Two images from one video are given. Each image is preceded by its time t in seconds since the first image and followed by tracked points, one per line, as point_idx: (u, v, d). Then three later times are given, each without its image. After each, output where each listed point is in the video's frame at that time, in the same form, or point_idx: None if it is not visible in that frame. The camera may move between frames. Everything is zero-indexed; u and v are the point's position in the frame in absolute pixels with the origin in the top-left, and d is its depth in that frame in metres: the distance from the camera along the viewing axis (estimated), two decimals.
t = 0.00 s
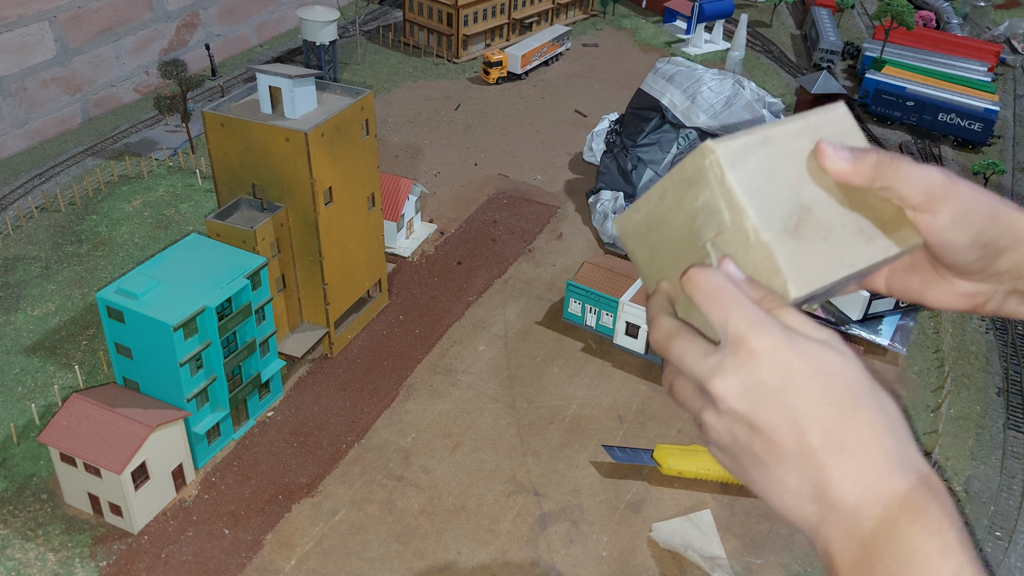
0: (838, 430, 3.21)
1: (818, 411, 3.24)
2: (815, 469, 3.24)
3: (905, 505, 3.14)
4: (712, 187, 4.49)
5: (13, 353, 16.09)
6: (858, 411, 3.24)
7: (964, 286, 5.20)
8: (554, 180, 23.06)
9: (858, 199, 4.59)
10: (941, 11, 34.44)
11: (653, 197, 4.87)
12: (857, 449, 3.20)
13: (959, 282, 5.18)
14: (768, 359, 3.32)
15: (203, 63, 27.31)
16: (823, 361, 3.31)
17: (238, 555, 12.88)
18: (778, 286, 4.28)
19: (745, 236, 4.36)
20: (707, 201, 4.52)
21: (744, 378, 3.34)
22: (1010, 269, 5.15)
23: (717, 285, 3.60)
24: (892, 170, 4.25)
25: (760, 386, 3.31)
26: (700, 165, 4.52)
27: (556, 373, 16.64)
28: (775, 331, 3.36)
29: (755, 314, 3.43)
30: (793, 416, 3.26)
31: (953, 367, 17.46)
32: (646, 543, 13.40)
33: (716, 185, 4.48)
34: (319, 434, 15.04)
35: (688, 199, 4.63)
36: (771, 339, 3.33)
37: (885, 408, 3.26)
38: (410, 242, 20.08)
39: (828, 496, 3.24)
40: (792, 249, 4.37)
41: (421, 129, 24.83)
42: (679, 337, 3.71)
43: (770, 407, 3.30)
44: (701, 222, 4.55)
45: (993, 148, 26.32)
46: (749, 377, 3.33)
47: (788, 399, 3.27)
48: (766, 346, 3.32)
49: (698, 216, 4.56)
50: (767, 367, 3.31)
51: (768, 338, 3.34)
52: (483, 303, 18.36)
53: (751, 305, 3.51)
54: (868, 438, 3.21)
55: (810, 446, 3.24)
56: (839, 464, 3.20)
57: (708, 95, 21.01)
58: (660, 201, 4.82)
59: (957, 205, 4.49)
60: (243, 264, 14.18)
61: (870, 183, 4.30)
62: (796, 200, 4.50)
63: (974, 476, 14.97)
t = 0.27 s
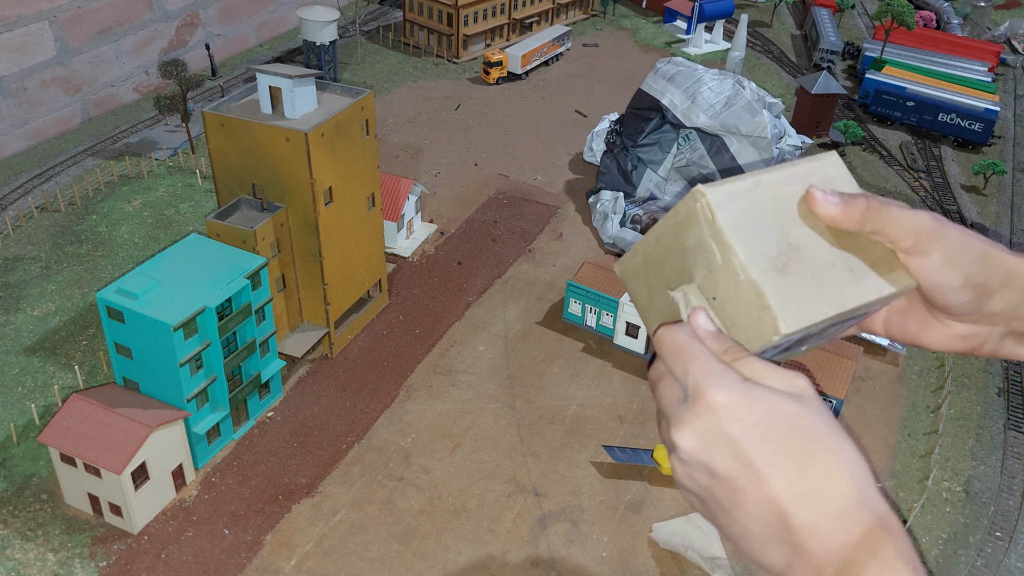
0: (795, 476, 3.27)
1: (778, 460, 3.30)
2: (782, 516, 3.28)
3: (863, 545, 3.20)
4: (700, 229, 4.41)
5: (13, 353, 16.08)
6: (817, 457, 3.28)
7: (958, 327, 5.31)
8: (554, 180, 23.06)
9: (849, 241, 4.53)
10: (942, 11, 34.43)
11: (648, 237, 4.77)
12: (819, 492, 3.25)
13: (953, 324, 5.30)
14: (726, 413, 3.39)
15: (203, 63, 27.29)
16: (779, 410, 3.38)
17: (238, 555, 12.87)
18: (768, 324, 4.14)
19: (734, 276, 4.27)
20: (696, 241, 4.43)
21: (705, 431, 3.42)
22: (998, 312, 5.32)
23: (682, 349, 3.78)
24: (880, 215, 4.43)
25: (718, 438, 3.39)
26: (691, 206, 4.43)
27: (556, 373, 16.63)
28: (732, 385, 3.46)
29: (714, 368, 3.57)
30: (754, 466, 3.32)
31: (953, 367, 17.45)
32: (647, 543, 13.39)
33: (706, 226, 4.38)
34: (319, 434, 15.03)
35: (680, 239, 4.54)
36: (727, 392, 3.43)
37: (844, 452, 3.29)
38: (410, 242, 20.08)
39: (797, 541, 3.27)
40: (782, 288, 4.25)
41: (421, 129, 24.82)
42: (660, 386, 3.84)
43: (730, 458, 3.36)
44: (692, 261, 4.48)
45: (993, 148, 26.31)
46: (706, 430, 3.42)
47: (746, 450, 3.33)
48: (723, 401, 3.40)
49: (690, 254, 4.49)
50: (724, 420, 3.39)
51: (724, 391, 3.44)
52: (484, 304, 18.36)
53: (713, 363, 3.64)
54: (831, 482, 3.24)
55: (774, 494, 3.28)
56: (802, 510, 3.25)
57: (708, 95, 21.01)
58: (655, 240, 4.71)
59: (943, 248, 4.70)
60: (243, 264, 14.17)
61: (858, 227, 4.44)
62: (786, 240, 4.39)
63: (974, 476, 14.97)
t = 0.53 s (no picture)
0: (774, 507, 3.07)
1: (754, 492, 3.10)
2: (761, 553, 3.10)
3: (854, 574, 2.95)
4: (717, 235, 4.18)
5: (13, 353, 16.08)
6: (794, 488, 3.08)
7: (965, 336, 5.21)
8: (554, 180, 23.05)
9: (864, 248, 4.34)
10: (942, 11, 34.44)
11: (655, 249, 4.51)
12: (797, 523, 3.05)
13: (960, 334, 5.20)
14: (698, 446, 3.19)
15: (203, 63, 27.30)
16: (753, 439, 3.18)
17: (238, 555, 12.87)
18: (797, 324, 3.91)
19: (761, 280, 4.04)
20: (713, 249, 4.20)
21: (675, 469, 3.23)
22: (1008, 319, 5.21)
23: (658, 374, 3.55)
24: (891, 221, 4.26)
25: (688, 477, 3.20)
26: (708, 211, 4.20)
27: (556, 373, 16.62)
28: (699, 419, 3.26)
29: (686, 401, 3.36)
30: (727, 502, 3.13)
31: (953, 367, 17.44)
32: (647, 543, 13.39)
33: (723, 232, 4.16)
34: (319, 434, 15.03)
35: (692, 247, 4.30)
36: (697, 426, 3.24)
37: (829, 475, 3.08)
38: (410, 242, 20.07)
39: None
40: (809, 291, 4.02)
41: (421, 129, 24.82)
42: (635, 416, 3.65)
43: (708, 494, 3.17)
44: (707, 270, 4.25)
45: (994, 148, 26.31)
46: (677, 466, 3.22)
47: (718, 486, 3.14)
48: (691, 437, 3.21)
49: (704, 262, 4.25)
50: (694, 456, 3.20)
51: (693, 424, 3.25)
52: (484, 304, 18.35)
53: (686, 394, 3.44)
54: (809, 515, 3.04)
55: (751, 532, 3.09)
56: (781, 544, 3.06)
57: (708, 95, 21.01)
58: (664, 251, 4.42)
59: (948, 258, 4.58)
60: (243, 264, 14.17)
61: (872, 233, 4.28)
62: (803, 245, 4.19)
63: (974, 476, 14.96)
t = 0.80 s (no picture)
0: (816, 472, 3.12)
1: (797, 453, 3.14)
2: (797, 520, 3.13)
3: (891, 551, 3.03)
4: (735, 198, 4.08)
5: (13, 353, 16.08)
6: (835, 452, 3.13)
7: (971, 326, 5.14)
8: (554, 180, 23.05)
9: (878, 226, 4.27)
10: (941, 11, 34.44)
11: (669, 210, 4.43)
12: (838, 495, 3.08)
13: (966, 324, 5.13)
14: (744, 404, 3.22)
15: (203, 63, 27.29)
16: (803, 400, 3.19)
17: (238, 555, 12.87)
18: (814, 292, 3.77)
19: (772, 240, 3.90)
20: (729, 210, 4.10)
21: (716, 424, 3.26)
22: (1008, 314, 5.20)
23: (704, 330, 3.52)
24: (907, 202, 4.20)
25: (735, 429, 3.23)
26: (728, 170, 4.13)
27: (556, 373, 16.62)
28: (745, 372, 3.26)
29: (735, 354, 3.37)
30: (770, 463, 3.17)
31: (953, 367, 17.44)
32: (647, 543, 13.39)
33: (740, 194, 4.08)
34: (319, 434, 15.03)
35: (708, 209, 4.22)
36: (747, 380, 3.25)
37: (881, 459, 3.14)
38: (410, 242, 20.07)
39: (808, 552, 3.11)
40: (824, 261, 3.87)
41: (421, 129, 24.82)
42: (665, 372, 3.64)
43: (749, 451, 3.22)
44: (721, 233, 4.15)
45: (993, 147, 26.31)
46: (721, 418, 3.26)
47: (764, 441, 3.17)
48: (738, 389, 3.23)
49: (721, 222, 4.14)
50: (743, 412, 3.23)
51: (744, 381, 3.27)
52: (483, 303, 18.34)
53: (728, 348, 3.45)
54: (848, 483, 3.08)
55: (787, 497, 3.13)
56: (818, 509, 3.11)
57: (708, 95, 21.01)
58: (678, 214, 4.38)
59: (963, 247, 4.55)
60: (243, 264, 14.17)
61: (889, 212, 4.21)
62: (823, 217, 4.07)
63: (974, 475, 14.96)
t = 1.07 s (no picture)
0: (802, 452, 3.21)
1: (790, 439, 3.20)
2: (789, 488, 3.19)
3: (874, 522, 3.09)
4: (751, 165, 4.01)
5: (13, 353, 16.07)
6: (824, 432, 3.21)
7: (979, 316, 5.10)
8: (554, 180, 23.05)
9: (894, 204, 4.23)
10: (942, 10, 34.43)
11: (685, 178, 4.36)
12: (831, 473, 3.11)
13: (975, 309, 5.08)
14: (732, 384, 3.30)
15: (203, 63, 27.29)
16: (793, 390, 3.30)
17: (238, 555, 12.87)
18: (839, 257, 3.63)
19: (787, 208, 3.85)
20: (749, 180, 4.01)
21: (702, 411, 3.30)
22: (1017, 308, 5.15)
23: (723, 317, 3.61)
24: (923, 180, 4.26)
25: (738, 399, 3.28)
26: (751, 135, 4.03)
27: (556, 373, 16.62)
28: (744, 353, 3.28)
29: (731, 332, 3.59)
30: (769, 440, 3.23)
31: (953, 367, 17.44)
32: (647, 543, 13.39)
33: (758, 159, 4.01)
34: (319, 434, 15.03)
35: (725, 178, 4.14)
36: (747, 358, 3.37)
37: (864, 430, 3.18)
38: (410, 242, 20.07)
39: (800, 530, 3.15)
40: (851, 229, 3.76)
41: (421, 129, 24.82)
42: (653, 351, 3.73)
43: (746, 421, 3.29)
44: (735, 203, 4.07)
45: (993, 147, 26.31)
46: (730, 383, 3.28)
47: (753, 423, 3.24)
48: (733, 372, 3.23)
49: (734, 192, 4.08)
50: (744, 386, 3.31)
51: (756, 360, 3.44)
52: (483, 304, 18.34)
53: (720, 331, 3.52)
54: (849, 475, 3.09)
55: (780, 476, 3.17)
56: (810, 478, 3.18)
57: (708, 95, 21.01)
58: (694, 182, 4.29)
59: (978, 230, 4.54)
60: (243, 264, 14.17)
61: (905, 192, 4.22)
62: (846, 189, 3.98)
63: (974, 475, 14.96)
